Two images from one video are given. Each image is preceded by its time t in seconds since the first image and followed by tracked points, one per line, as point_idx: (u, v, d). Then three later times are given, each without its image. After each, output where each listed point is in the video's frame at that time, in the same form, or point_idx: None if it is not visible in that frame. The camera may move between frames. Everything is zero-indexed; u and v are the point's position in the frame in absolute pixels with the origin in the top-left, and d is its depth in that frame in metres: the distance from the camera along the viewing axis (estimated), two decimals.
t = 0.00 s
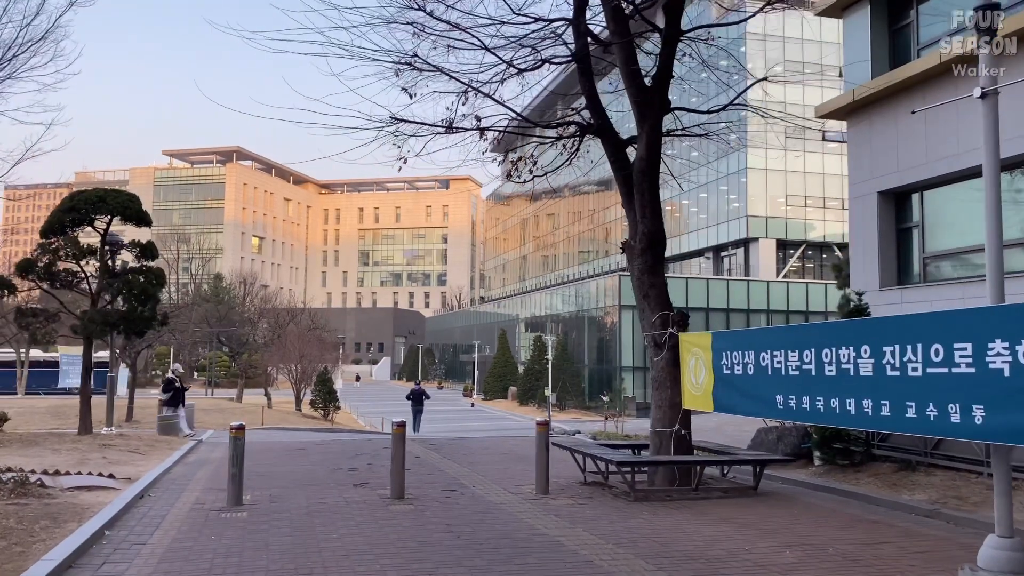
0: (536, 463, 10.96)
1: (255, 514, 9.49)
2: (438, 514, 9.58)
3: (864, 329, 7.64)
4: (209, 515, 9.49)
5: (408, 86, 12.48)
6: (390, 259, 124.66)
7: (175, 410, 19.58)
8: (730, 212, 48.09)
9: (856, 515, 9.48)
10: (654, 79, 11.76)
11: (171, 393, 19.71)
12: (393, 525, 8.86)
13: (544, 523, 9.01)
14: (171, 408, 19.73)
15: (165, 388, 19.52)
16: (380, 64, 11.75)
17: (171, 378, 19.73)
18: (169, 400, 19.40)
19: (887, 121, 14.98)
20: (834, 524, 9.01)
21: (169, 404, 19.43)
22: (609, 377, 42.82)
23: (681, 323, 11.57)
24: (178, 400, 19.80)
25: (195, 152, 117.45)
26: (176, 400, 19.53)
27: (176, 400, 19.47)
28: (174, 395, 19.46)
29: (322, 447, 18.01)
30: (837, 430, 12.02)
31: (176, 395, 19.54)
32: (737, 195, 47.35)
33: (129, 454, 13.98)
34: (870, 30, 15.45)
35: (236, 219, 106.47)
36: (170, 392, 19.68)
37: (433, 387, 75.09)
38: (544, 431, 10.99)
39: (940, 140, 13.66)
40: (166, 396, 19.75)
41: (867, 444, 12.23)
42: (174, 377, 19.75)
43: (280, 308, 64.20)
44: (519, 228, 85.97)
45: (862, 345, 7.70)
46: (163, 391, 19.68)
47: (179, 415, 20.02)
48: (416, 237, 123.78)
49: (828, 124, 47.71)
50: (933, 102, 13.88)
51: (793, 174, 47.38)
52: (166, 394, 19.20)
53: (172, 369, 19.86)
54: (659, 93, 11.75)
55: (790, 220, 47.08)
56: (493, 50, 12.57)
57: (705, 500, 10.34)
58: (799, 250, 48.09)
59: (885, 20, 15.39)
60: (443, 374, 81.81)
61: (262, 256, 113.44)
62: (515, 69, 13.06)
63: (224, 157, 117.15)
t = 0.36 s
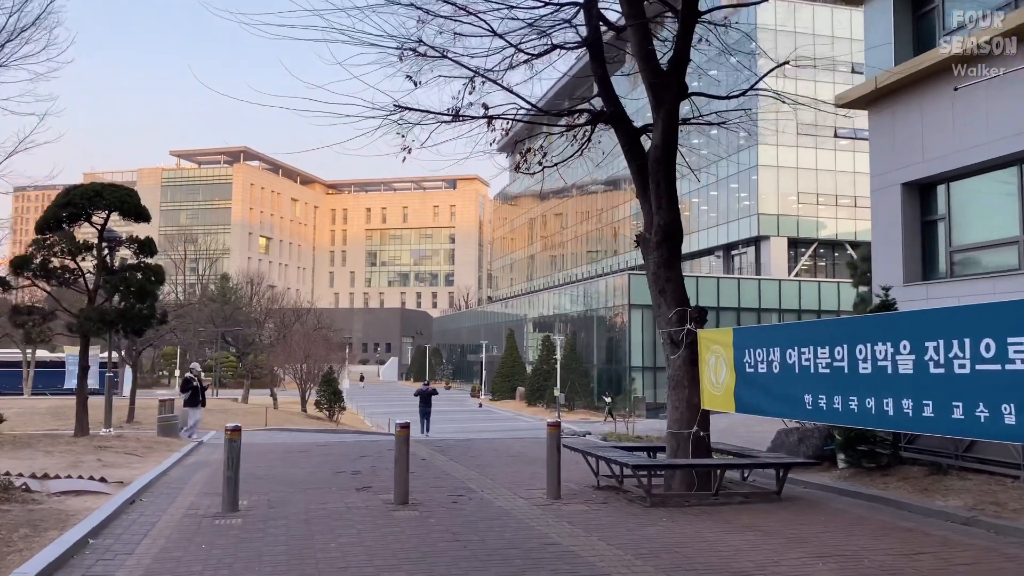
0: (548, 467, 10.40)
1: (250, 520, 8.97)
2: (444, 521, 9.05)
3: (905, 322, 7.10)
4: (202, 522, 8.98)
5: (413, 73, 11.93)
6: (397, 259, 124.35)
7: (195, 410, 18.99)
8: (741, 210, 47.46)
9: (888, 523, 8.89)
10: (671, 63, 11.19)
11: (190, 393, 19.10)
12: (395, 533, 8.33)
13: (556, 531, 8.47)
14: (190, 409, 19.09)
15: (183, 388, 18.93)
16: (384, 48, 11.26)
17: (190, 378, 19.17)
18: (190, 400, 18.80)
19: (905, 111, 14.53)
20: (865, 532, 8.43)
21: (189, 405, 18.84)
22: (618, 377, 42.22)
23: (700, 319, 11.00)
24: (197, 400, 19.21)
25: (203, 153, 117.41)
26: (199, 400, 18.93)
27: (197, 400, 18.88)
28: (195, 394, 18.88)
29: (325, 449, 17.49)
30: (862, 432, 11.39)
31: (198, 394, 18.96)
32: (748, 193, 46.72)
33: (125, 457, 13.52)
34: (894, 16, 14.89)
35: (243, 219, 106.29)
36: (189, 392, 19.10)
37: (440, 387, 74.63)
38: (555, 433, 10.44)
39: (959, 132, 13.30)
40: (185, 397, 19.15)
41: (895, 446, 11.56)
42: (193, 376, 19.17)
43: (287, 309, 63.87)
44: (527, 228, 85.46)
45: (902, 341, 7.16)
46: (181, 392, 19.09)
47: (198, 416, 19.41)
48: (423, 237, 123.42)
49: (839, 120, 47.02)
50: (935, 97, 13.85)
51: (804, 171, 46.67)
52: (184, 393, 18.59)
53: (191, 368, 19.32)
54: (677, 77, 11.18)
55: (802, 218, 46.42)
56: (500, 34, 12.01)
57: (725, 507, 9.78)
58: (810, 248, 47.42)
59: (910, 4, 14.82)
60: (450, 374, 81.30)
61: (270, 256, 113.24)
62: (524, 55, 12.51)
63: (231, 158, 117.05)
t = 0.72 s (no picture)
0: (557, 474, 9.87)
1: (242, 532, 8.42)
2: (448, 533, 8.50)
3: (949, 321, 6.55)
4: (191, 533, 8.45)
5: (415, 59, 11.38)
6: (401, 259, 123.98)
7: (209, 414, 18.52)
8: (748, 209, 46.87)
9: (923, 537, 8.31)
10: (686, 49, 10.64)
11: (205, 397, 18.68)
12: (396, 547, 7.78)
13: (568, 545, 7.92)
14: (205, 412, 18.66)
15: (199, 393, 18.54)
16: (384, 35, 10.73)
17: (206, 381, 18.68)
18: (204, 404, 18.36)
19: (916, 109, 14.19)
20: (899, 547, 7.87)
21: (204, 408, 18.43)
22: (625, 378, 41.68)
23: (717, 318, 10.43)
24: (212, 403, 18.71)
25: (207, 153, 117.09)
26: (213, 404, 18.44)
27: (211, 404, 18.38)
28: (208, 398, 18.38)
29: (326, 452, 17.00)
30: (887, 436, 10.82)
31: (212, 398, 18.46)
32: (755, 191, 46.13)
33: (116, 463, 12.99)
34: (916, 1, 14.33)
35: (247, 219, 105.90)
36: (204, 395, 18.62)
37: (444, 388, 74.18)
38: (566, 439, 9.90)
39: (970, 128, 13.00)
40: (200, 400, 18.69)
41: (922, 451, 10.97)
42: (209, 379, 18.70)
43: (290, 309, 63.41)
44: (531, 228, 84.95)
45: (945, 341, 6.61)
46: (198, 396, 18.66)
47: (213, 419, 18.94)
48: (427, 237, 123.03)
49: (847, 118, 46.41)
50: (941, 97, 13.65)
51: (812, 169, 46.04)
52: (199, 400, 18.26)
53: (208, 371, 18.82)
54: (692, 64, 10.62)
55: (810, 217, 45.82)
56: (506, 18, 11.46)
57: (746, 517, 9.24)
58: (819, 247, 46.86)
59: None
60: (455, 375, 80.84)
61: (274, 256, 112.82)
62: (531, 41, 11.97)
63: (235, 158, 116.73)
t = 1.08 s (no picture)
0: (567, 482, 9.41)
1: (234, 544, 7.96)
2: (451, 545, 8.03)
3: (995, 320, 6.09)
4: (180, 545, 7.99)
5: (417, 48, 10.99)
6: (403, 259, 123.51)
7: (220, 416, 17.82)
8: (753, 208, 46.35)
9: (956, 549, 7.82)
10: (700, 37, 10.20)
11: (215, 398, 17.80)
12: (395, 561, 7.31)
13: (579, 559, 7.44)
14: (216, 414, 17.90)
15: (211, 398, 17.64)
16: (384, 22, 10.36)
17: (214, 382, 17.84)
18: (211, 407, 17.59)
19: (922, 108, 13.97)
20: (933, 561, 7.38)
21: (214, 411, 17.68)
22: (628, 378, 41.23)
23: (733, 318, 9.97)
24: (221, 405, 17.91)
25: (207, 153, 116.70)
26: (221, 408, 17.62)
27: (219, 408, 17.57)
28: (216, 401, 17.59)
29: (325, 456, 16.50)
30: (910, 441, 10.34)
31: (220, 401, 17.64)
32: (760, 190, 45.61)
33: (107, 468, 12.52)
34: None
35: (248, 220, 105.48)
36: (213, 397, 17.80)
37: (446, 389, 73.73)
38: (575, 444, 9.44)
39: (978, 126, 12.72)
40: (210, 401, 17.95)
41: (948, 456, 10.48)
42: (218, 381, 17.85)
43: (291, 309, 62.97)
44: (533, 227, 84.43)
45: (990, 342, 6.16)
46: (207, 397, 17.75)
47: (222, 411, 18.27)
48: (428, 237, 122.56)
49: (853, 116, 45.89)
50: (947, 97, 13.44)
51: (817, 167, 45.52)
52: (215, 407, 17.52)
53: (217, 371, 17.97)
54: (707, 54, 10.17)
55: (816, 215, 45.30)
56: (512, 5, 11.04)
57: (765, 528, 8.77)
58: (824, 246, 46.34)
59: None
60: (457, 375, 80.35)
61: (275, 257, 112.39)
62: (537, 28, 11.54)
63: (236, 158, 116.29)
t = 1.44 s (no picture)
0: (574, 486, 8.85)
1: (217, 556, 7.35)
2: (452, 556, 7.44)
3: None
4: (159, 556, 7.39)
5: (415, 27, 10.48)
6: (401, 259, 122.89)
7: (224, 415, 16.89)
8: (755, 205, 45.84)
9: (998, 560, 7.23)
10: (714, 15, 9.64)
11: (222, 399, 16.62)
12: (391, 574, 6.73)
13: (591, 571, 6.84)
14: (222, 414, 16.81)
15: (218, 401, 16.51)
16: None
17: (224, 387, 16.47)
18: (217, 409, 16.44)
19: (933, 102, 13.59)
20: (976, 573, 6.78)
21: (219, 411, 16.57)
22: (629, 378, 40.67)
23: (750, 313, 9.41)
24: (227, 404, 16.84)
25: (205, 153, 116.10)
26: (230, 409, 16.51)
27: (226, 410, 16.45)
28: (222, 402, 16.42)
29: (319, 458, 15.90)
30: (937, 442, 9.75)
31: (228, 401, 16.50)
32: (762, 189, 45.06)
33: (90, 472, 11.91)
34: None
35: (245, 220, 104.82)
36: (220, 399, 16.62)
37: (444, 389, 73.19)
38: (583, 447, 8.85)
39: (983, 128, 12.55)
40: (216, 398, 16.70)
41: (977, 457, 9.88)
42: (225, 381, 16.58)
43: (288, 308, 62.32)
44: (532, 226, 83.86)
45: None
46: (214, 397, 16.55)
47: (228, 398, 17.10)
48: (427, 237, 121.99)
49: (855, 112, 45.39)
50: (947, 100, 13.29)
51: (820, 165, 45.00)
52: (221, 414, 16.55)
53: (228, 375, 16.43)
54: (721, 33, 9.60)
55: (819, 212, 44.79)
56: None
57: (788, 536, 8.19)
58: (827, 244, 45.80)
59: None
60: (455, 375, 79.72)
61: (272, 256, 111.70)
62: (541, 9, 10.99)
63: (234, 157, 115.61)
